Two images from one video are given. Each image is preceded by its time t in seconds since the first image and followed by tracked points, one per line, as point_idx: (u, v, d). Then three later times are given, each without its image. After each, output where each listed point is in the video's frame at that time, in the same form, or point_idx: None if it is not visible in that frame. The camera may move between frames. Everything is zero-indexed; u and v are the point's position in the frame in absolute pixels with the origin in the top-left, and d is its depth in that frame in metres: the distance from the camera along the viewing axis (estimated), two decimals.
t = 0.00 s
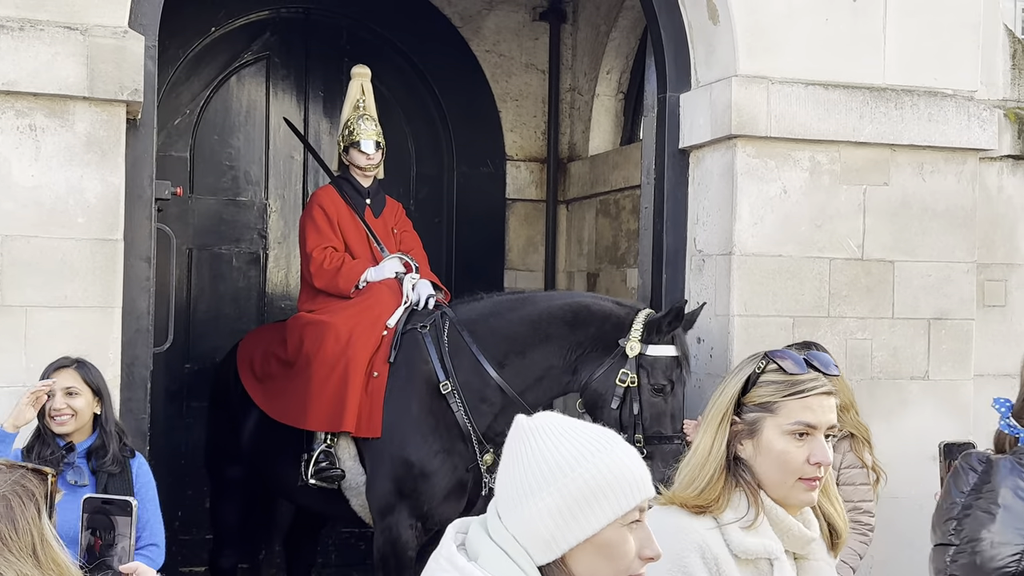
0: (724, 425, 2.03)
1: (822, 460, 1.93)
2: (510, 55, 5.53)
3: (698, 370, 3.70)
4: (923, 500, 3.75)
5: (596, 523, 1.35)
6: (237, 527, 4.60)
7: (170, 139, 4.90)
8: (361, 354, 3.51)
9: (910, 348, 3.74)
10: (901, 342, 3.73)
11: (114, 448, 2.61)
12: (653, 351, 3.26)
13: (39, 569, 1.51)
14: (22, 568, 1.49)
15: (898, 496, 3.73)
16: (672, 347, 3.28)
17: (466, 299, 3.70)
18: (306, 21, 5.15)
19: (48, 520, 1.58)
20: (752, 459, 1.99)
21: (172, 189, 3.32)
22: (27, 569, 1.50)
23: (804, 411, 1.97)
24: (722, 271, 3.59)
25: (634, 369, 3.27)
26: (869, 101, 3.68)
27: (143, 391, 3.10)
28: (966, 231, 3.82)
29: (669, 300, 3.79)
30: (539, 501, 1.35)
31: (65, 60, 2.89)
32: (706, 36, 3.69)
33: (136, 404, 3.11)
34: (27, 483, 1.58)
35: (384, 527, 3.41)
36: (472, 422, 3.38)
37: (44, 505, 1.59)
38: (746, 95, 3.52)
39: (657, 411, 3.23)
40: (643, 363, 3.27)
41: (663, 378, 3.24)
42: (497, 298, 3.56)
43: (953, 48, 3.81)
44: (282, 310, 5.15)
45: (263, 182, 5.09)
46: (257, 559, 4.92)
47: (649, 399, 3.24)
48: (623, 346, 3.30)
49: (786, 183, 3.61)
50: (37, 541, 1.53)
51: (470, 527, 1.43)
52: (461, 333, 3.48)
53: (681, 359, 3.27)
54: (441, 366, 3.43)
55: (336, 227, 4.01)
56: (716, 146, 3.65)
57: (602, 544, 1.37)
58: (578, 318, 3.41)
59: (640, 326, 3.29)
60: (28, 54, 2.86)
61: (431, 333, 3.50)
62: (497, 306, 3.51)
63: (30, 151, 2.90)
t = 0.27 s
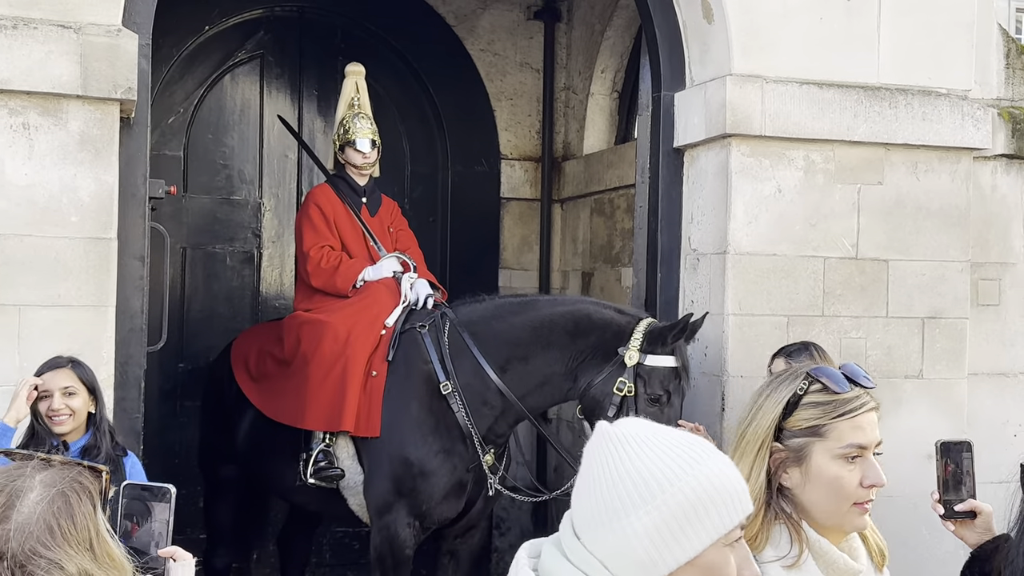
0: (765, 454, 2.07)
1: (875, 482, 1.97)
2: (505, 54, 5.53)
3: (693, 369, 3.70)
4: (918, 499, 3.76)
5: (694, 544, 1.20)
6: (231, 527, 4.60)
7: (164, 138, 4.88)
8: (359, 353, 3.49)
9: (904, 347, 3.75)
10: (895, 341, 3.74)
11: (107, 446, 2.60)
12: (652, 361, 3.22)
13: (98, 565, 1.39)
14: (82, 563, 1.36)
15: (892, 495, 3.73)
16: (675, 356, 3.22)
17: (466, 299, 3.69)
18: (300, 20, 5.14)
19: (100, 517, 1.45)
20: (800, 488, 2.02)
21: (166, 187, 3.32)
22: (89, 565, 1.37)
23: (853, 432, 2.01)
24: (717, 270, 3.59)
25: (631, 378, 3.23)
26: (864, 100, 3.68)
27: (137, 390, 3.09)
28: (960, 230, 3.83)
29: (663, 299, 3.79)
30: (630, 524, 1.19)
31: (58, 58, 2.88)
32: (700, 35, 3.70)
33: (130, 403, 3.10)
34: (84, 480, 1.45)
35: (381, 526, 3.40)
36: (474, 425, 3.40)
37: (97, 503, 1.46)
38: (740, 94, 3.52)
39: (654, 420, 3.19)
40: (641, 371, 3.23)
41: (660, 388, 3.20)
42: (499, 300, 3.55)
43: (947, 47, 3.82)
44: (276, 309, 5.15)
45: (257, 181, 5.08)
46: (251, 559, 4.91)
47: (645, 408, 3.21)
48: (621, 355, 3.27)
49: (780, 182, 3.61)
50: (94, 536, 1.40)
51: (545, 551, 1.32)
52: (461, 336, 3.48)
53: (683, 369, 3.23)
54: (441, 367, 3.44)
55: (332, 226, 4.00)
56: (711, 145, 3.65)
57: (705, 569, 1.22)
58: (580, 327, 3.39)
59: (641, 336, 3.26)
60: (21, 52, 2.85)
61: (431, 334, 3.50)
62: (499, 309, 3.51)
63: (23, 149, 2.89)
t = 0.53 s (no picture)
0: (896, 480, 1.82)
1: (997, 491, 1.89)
2: (501, 53, 5.53)
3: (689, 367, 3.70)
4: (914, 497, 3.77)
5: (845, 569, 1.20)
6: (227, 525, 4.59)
7: (160, 137, 4.88)
8: (360, 353, 3.47)
9: (899, 345, 3.76)
10: (891, 339, 3.75)
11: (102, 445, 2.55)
12: (651, 355, 3.25)
13: (193, 545, 1.44)
14: (180, 542, 1.41)
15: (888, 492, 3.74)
16: (675, 351, 3.25)
17: (467, 297, 3.69)
18: (296, 19, 5.14)
19: (190, 500, 1.51)
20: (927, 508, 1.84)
21: (162, 185, 3.31)
22: (186, 544, 1.42)
23: (976, 442, 1.86)
24: (712, 268, 3.60)
25: (631, 371, 3.26)
26: (860, 98, 3.68)
27: (134, 388, 3.09)
28: (955, 229, 3.84)
29: (660, 297, 3.80)
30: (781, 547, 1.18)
31: (54, 56, 2.88)
32: (696, 33, 3.70)
33: (126, 401, 3.10)
34: (176, 464, 1.51)
35: (380, 522, 3.40)
36: (477, 424, 3.41)
37: (188, 489, 1.52)
38: (736, 93, 3.52)
39: (653, 414, 3.24)
40: (640, 365, 3.25)
41: (659, 383, 3.24)
42: (500, 299, 3.54)
43: (943, 46, 3.83)
44: (272, 307, 5.15)
45: (253, 180, 5.08)
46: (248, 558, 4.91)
47: (644, 401, 3.25)
48: (621, 349, 3.29)
49: (776, 181, 3.62)
50: (186, 517, 1.46)
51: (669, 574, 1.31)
52: (463, 334, 3.48)
53: (683, 364, 3.26)
54: (444, 366, 3.45)
55: (331, 224, 4.00)
56: (707, 144, 3.66)
57: None
58: (580, 326, 3.39)
59: (641, 329, 3.28)
60: (17, 50, 2.85)
61: (432, 332, 3.51)
62: (501, 307, 3.50)
63: (19, 147, 2.89)
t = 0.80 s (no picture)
0: None
1: None
2: (498, 50, 5.52)
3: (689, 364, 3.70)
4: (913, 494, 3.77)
5: None
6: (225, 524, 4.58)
7: (157, 134, 4.87)
8: (366, 350, 3.44)
9: (898, 343, 3.76)
10: (889, 337, 3.75)
11: (102, 446, 2.49)
12: (650, 333, 3.26)
13: (265, 516, 1.65)
14: (254, 514, 1.63)
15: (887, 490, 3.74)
16: (673, 330, 3.27)
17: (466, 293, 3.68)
18: (293, 16, 5.13)
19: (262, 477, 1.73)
20: None
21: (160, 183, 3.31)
22: (259, 515, 1.64)
23: None
24: (712, 266, 3.60)
25: (630, 351, 3.27)
26: (858, 96, 3.68)
27: (132, 385, 3.08)
28: (954, 227, 3.84)
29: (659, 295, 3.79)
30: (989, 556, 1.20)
31: (52, 52, 2.86)
32: (695, 30, 3.70)
33: (124, 399, 3.09)
34: (250, 444, 1.73)
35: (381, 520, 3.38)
36: (484, 421, 3.42)
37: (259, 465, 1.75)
38: (735, 90, 3.52)
39: (653, 392, 3.24)
40: (638, 345, 3.26)
41: (658, 361, 3.25)
42: (498, 291, 3.53)
43: (942, 44, 3.83)
44: (270, 305, 5.14)
45: (250, 177, 5.07)
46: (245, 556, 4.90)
47: (644, 379, 3.26)
48: (620, 328, 3.30)
49: (775, 178, 3.62)
50: (260, 492, 1.67)
51: None
52: (466, 333, 3.47)
53: (681, 341, 3.28)
54: (449, 364, 3.44)
55: (331, 223, 3.96)
56: (706, 141, 3.65)
57: None
58: (577, 311, 3.41)
59: (637, 308, 3.29)
60: (15, 46, 2.83)
61: (437, 333, 3.50)
62: (500, 300, 3.49)
63: (16, 144, 2.88)
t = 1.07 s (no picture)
0: None
1: None
2: (495, 49, 5.52)
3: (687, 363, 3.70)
4: (910, 493, 3.77)
5: None
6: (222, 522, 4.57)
7: (154, 133, 4.86)
8: (367, 358, 3.44)
9: (895, 341, 3.76)
10: (887, 335, 3.75)
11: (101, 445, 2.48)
12: (651, 333, 3.26)
13: (301, 517, 1.62)
14: (291, 513, 1.59)
15: (885, 488, 3.74)
16: (675, 328, 3.27)
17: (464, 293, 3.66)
18: (291, 15, 5.13)
19: (299, 476, 1.69)
20: None
21: (158, 181, 3.30)
22: (295, 514, 1.60)
23: None
24: (710, 264, 3.60)
25: (631, 351, 3.27)
26: (857, 94, 3.68)
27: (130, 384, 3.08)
28: (952, 225, 3.84)
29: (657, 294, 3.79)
30: None
31: (50, 50, 2.86)
32: (693, 28, 3.70)
33: (122, 397, 3.08)
34: (287, 443, 1.69)
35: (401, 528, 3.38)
36: (486, 425, 3.41)
37: (296, 464, 1.71)
38: (733, 88, 3.52)
39: (655, 391, 3.25)
40: (640, 345, 3.26)
41: (659, 361, 3.25)
42: (497, 293, 3.52)
43: (939, 43, 3.83)
44: (267, 304, 5.13)
45: (248, 176, 5.06)
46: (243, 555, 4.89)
47: (646, 379, 3.26)
48: (620, 329, 3.29)
49: (773, 176, 3.62)
50: (298, 492, 1.64)
51: None
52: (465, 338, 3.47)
53: (682, 339, 3.28)
54: (450, 369, 3.43)
55: (330, 226, 3.95)
56: (704, 139, 3.66)
57: None
58: (577, 311, 3.40)
59: (637, 309, 3.29)
60: (12, 43, 2.83)
61: (437, 338, 3.49)
62: (499, 303, 3.48)
63: (14, 142, 2.87)
